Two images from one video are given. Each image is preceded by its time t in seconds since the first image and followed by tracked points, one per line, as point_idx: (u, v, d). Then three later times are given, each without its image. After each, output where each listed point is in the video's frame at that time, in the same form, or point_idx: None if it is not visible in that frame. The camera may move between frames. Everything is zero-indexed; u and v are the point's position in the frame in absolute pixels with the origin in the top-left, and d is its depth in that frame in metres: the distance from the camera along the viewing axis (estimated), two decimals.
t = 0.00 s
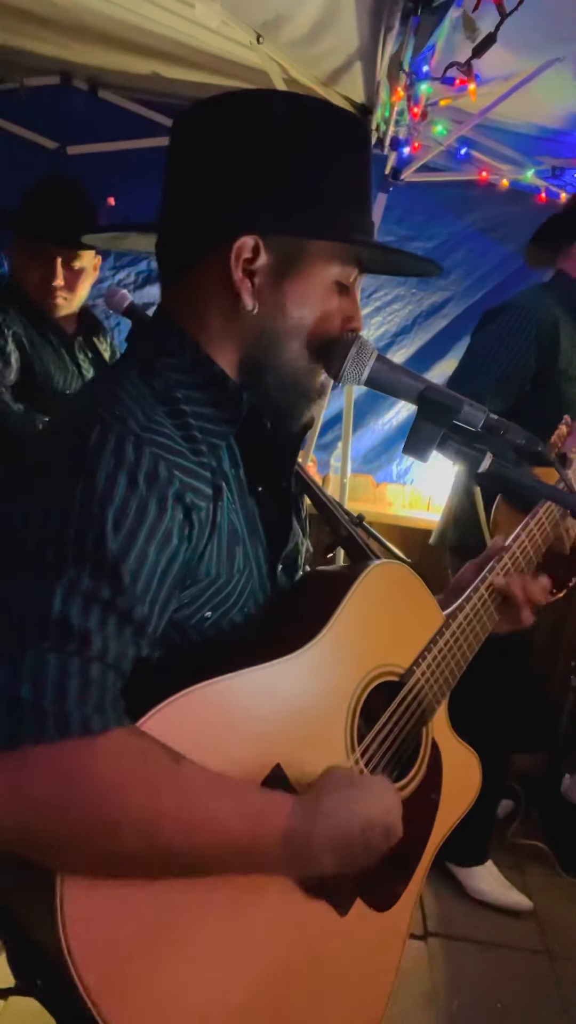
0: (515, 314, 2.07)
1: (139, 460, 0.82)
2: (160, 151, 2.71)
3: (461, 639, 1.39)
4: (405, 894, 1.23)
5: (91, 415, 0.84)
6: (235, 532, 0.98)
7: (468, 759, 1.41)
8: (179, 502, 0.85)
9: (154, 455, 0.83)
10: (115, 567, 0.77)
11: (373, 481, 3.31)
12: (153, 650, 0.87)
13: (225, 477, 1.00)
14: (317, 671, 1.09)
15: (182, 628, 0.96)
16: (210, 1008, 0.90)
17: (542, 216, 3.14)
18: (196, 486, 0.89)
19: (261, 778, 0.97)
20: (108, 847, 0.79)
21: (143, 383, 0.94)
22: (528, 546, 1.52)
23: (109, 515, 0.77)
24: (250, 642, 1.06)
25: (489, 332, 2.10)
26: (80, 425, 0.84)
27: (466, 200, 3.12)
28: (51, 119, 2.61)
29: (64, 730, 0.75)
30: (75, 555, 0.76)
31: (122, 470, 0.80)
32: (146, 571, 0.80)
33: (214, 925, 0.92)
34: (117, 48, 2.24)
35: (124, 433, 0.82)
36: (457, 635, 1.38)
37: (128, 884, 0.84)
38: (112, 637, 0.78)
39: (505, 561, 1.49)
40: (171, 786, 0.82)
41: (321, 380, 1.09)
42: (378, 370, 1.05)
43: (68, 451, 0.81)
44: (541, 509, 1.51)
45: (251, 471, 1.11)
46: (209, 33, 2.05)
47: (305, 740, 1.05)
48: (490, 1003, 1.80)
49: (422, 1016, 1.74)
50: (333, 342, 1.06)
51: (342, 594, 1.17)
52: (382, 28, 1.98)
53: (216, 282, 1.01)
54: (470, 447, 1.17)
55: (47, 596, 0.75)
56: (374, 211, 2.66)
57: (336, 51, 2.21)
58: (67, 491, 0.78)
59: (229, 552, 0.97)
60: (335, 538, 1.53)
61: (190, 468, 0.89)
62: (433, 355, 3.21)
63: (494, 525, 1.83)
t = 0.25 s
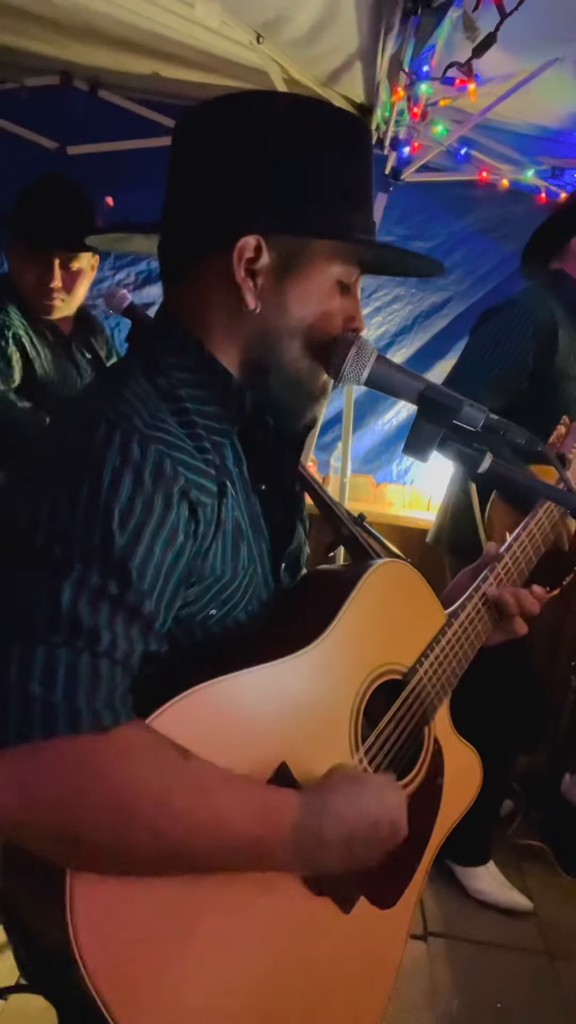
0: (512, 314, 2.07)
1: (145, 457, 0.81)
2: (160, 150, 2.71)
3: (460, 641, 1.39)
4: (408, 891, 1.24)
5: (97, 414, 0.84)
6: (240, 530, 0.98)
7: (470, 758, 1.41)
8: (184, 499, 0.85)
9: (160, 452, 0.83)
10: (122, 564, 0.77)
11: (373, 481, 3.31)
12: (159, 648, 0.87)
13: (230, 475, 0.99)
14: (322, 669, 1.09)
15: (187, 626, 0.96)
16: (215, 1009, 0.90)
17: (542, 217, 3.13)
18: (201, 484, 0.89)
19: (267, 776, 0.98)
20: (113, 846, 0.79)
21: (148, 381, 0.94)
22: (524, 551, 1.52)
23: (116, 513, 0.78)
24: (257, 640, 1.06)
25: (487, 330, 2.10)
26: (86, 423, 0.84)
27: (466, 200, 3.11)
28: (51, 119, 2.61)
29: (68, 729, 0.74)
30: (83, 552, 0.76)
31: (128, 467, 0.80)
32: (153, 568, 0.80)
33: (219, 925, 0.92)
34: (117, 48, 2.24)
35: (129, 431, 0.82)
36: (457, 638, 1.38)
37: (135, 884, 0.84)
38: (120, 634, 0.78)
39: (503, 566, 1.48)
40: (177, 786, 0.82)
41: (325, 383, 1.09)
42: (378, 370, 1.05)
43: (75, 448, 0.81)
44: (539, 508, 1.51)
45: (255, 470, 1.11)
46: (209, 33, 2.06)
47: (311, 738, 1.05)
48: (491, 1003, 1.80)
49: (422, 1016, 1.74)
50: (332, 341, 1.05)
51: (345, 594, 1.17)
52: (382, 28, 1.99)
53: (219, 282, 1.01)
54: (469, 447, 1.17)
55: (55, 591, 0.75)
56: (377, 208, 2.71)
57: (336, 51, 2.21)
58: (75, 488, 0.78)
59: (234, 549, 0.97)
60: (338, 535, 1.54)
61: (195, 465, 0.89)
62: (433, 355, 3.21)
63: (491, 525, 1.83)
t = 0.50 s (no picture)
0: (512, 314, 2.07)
1: (147, 457, 0.81)
2: (160, 150, 2.71)
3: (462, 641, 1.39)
4: (408, 889, 1.24)
5: (99, 414, 0.84)
6: (242, 530, 0.98)
7: (473, 757, 1.41)
8: (186, 499, 0.85)
9: (161, 452, 0.83)
10: (124, 564, 0.77)
11: (373, 481, 3.31)
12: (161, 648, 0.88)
13: (232, 475, 0.99)
14: (324, 668, 1.09)
15: (189, 627, 0.96)
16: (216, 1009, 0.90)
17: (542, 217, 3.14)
18: (203, 483, 0.89)
19: (270, 776, 0.97)
20: (114, 845, 0.79)
21: (150, 382, 0.94)
22: (523, 554, 1.52)
23: (117, 513, 0.78)
24: (258, 639, 1.06)
25: (487, 330, 2.10)
26: (88, 423, 0.84)
27: (466, 200, 3.11)
28: (51, 119, 2.61)
29: (70, 729, 0.74)
30: (85, 552, 0.76)
31: (129, 467, 0.80)
32: (154, 568, 0.80)
33: (220, 925, 0.92)
34: (117, 48, 2.24)
35: (131, 431, 0.82)
36: (459, 637, 1.38)
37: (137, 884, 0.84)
38: (122, 633, 0.78)
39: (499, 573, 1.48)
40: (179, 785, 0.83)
41: (326, 384, 1.09)
42: (378, 370, 1.04)
43: (76, 448, 0.81)
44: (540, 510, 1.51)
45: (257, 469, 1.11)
46: (209, 33, 2.06)
47: (313, 737, 1.05)
48: (491, 1003, 1.80)
49: (422, 1016, 1.74)
50: (331, 342, 1.05)
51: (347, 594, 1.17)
52: (382, 28, 1.99)
53: (219, 282, 1.01)
54: (468, 447, 1.17)
55: (57, 591, 0.75)
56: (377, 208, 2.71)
57: (336, 51, 2.21)
58: (76, 488, 0.78)
59: (237, 549, 0.97)
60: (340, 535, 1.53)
61: (197, 465, 0.89)
62: (434, 355, 3.20)
63: (489, 525, 1.84)
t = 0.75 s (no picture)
0: (512, 313, 2.07)
1: (145, 457, 0.82)
2: (160, 150, 2.71)
3: (466, 638, 1.39)
4: (410, 890, 1.24)
5: (97, 414, 0.84)
6: (243, 528, 0.98)
7: (476, 755, 1.41)
8: (185, 499, 0.85)
9: (160, 452, 0.83)
10: (124, 565, 0.77)
11: (373, 481, 3.31)
12: (161, 648, 0.88)
13: (232, 474, 1.00)
14: (327, 668, 1.09)
15: (191, 624, 0.97)
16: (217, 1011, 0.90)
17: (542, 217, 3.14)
18: (203, 483, 0.89)
19: (273, 777, 0.97)
20: (114, 847, 0.78)
21: (149, 382, 0.94)
22: (528, 549, 1.52)
23: (116, 513, 0.78)
24: (260, 639, 1.05)
25: (486, 329, 2.10)
26: (86, 423, 0.84)
27: (466, 200, 3.11)
28: (51, 119, 2.61)
29: (69, 729, 0.74)
30: (83, 553, 0.76)
31: (128, 468, 0.80)
32: (154, 568, 0.81)
33: (222, 926, 0.91)
34: (116, 48, 2.24)
35: (129, 431, 0.82)
36: (462, 634, 1.37)
37: (138, 885, 0.84)
38: (121, 635, 0.78)
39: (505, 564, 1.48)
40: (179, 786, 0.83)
41: (327, 384, 1.10)
42: (379, 370, 1.05)
43: (75, 448, 0.82)
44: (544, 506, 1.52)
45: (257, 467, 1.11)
46: (209, 33, 2.05)
47: (315, 738, 1.05)
48: (491, 1002, 1.80)
49: (422, 1016, 1.74)
50: (332, 342, 1.05)
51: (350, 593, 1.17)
52: (382, 28, 1.98)
53: (218, 282, 1.01)
54: (468, 446, 1.17)
55: (56, 593, 0.75)
56: (376, 209, 2.75)
57: (336, 51, 2.21)
58: (75, 488, 0.78)
59: (237, 549, 0.97)
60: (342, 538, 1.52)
61: (197, 464, 0.89)
62: (434, 355, 3.21)
63: (485, 525, 1.84)
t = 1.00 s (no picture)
0: (512, 313, 2.07)
1: (143, 456, 0.82)
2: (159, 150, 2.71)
3: (466, 636, 1.39)
4: (410, 890, 1.23)
5: (96, 414, 0.84)
6: (242, 528, 0.98)
7: (476, 755, 1.42)
8: (184, 498, 0.86)
9: (159, 451, 0.84)
10: (123, 564, 0.77)
11: (373, 481, 3.31)
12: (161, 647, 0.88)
13: (231, 473, 1.00)
14: (327, 668, 1.09)
15: (192, 626, 0.96)
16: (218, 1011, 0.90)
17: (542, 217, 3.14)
18: (202, 482, 0.89)
19: (274, 776, 0.97)
20: (115, 849, 0.78)
21: (148, 382, 0.93)
22: (527, 547, 1.52)
23: (115, 513, 0.78)
24: (259, 639, 1.05)
25: (486, 328, 2.10)
26: (85, 424, 0.84)
27: (466, 200, 3.11)
28: (50, 119, 2.61)
29: (70, 729, 0.74)
30: (83, 553, 0.76)
31: (126, 467, 0.80)
32: (153, 567, 0.80)
33: (222, 926, 0.91)
34: (116, 49, 2.24)
35: (128, 430, 0.82)
36: (462, 633, 1.38)
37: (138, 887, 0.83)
38: (121, 635, 0.78)
39: (505, 566, 1.49)
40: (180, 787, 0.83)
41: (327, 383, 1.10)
42: (378, 370, 1.05)
43: (73, 448, 0.82)
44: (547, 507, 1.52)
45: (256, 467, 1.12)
46: (209, 33, 2.05)
47: (315, 738, 1.05)
48: (491, 1003, 1.80)
49: (423, 1017, 1.74)
50: (332, 342, 1.05)
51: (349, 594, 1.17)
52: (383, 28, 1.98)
53: (218, 282, 1.02)
54: (469, 447, 1.17)
55: (55, 594, 0.74)
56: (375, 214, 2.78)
57: (336, 51, 2.21)
58: (74, 488, 0.78)
59: (237, 548, 0.97)
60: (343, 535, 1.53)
61: (196, 463, 0.89)
62: (434, 354, 3.21)
63: (483, 525, 1.85)
